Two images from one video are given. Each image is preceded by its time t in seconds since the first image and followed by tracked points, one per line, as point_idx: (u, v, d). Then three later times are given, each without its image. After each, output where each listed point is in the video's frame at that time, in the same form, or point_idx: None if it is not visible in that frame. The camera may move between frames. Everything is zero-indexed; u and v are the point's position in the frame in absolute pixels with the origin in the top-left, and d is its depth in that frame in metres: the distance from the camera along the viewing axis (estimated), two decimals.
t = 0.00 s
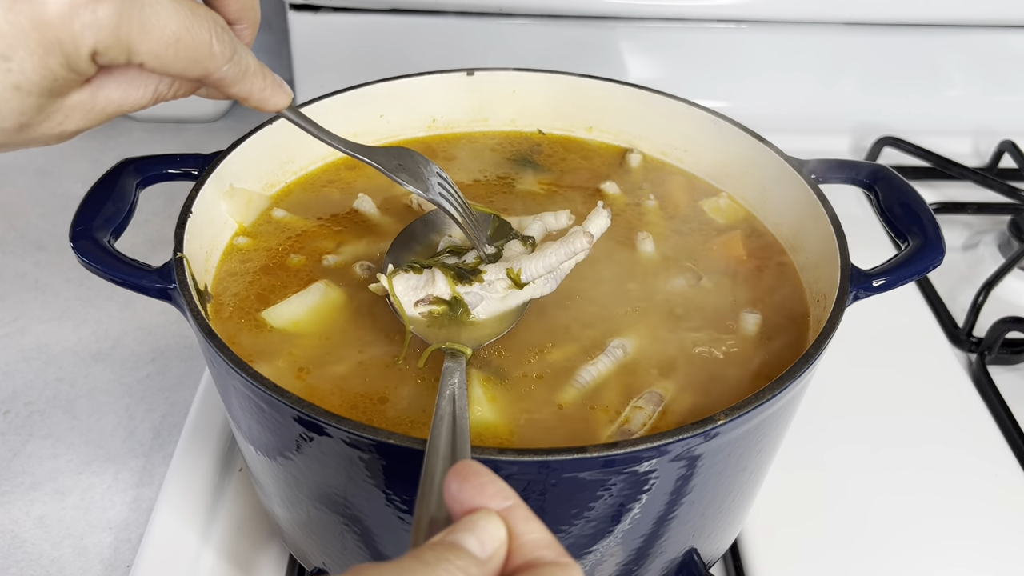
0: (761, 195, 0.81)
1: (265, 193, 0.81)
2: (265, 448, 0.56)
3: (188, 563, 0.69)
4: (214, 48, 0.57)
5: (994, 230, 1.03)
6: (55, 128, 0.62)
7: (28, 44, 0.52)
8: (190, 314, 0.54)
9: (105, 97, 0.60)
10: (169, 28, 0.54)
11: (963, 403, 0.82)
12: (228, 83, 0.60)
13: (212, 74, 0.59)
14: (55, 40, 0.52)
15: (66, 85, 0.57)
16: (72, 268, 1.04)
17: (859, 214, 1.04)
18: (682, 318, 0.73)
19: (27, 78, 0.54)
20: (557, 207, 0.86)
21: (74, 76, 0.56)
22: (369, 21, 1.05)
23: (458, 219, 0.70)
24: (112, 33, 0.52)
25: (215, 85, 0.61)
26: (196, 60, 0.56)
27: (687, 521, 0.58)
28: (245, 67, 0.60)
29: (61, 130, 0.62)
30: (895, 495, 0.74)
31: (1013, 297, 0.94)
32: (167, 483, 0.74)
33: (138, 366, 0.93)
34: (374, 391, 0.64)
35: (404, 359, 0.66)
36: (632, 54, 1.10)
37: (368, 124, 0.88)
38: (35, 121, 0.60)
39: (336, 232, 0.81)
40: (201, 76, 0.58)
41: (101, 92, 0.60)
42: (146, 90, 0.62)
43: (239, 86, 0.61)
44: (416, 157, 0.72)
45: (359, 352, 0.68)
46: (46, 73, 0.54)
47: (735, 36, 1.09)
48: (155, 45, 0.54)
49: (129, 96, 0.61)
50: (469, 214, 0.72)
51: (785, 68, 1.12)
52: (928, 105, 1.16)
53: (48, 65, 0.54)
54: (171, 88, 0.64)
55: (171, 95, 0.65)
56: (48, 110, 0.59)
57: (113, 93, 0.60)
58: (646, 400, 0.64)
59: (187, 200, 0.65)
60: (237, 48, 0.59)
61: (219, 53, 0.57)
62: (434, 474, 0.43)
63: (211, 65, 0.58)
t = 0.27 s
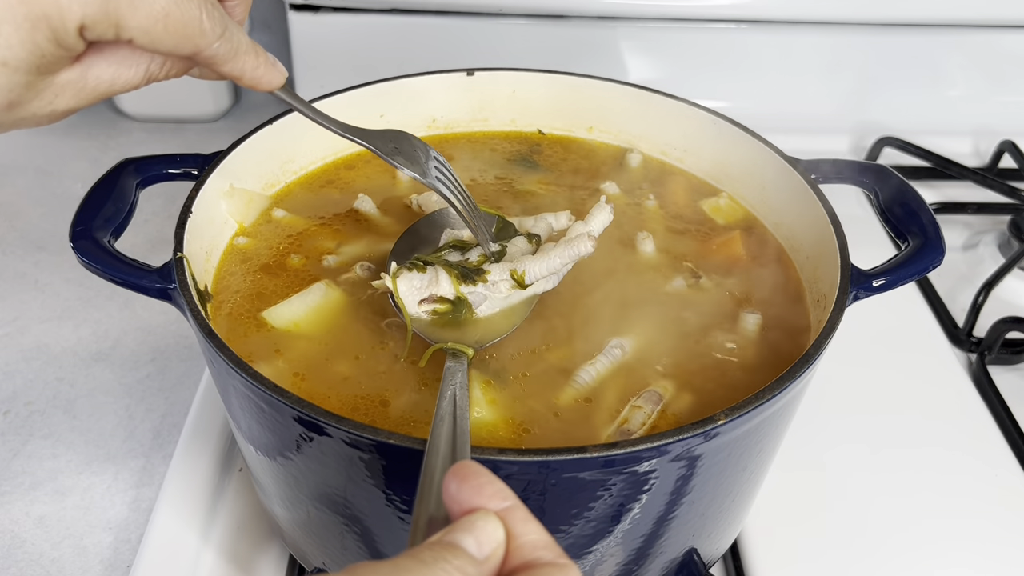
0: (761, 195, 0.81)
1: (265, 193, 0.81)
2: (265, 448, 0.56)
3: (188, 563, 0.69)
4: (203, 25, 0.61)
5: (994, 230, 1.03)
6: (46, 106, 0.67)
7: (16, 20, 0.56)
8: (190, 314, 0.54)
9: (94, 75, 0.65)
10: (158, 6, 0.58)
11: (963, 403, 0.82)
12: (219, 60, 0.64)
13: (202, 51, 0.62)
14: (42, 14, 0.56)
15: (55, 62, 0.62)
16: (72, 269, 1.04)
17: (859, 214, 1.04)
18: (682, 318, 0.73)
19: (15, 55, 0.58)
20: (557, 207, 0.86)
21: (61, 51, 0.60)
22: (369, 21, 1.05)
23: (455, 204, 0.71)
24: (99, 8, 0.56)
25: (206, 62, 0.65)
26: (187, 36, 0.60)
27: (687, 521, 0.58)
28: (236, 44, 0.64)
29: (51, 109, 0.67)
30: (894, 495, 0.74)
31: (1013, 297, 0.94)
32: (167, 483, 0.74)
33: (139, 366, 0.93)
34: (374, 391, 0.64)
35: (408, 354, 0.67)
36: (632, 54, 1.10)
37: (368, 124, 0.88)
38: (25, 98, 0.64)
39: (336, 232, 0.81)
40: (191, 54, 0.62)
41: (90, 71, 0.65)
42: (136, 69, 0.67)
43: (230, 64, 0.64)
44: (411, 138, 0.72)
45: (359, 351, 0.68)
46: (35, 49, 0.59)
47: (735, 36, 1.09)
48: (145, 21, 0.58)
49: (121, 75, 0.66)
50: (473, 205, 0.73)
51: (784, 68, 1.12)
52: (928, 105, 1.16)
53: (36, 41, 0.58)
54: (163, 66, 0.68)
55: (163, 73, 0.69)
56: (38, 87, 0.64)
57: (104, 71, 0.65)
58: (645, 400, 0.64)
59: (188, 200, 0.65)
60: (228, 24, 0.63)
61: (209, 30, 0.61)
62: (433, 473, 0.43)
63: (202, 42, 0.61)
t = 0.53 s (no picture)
0: (761, 195, 0.81)
1: (265, 193, 0.81)
2: (265, 448, 0.56)
3: (188, 563, 0.69)
4: None
5: (994, 230, 1.03)
6: (32, 79, 0.73)
7: None
8: (190, 314, 0.54)
9: (80, 45, 0.71)
10: None
11: (963, 403, 0.82)
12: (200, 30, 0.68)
13: (185, 20, 0.66)
14: None
15: (41, 30, 0.68)
16: (72, 269, 1.04)
17: (859, 213, 1.04)
18: (682, 318, 0.73)
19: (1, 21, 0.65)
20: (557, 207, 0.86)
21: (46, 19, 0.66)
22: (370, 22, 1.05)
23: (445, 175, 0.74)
24: None
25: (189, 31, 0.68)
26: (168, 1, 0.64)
27: (687, 521, 0.58)
28: (219, 15, 0.68)
29: (38, 82, 0.74)
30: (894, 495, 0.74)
31: (1013, 297, 0.94)
32: (167, 483, 0.74)
33: (139, 366, 0.93)
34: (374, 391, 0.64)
35: (409, 355, 0.67)
36: (632, 54, 1.10)
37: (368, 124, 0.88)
38: (13, 69, 0.71)
39: (336, 232, 0.81)
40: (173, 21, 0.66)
41: (77, 42, 0.71)
42: (122, 42, 0.72)
43: (211, 34, 0.68)
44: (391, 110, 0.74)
45: (359, 351, 0.68)
46: (20, 15, 0.65)
47: (735, 36, 1.09)
48: None
49: (106, 48, 0.72)
50: (459, 175, 0.77)
51: (784, 68, 1.12)
52: (928, 105, 1.16)
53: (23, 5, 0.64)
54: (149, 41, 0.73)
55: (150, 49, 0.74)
56: (25, 55, 0.70)
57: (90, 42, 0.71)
58: (646, 401, 0.64)
59: (187, 200, 0.65)
60: None
61: None
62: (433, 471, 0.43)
63: (185, 10, 0.66)
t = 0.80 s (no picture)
0: (761, 195, 0.81)
1: (265, 193, 0.81)
2: (265, 448, 0.56)
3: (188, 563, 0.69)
4: (180, 68, 0.60)
5: (994, 229, 1.03)
6: (25, 156, 0.67)
7: None
8: (190, 314, 0.54)
9: (75, 124, 0.65)
10: (135, 52, 0.57)
11: (963, 403, 0.82)
12: (194, 105, 0.63)
13: (180, 95, 0.61)
14: (21, 58, 0.55)
15: (34, 109, 0.62)
16: (72, 269, 1.04)
17: (859, 213, 1.04)
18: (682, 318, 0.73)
19: None
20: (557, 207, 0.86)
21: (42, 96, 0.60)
22: (369, 22, 1.05)
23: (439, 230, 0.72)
24: (78, 50, 0.56)
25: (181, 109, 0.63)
26: (163, 78, 0.59)
27: (687, 521, 0.58)
28: (212, 88, 0.63)
29: (32, 158, 0.67)
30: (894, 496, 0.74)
31: (1013, 297, 0.94)
32: (167, 482, 0.74)
33: (139, 366, 0.94)
34: (375, 392, 0.64)
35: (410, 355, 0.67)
36: (632, 54, 1.10)
37: (368, 124, 0.89)
38: (5, 145, 0.65)
39: (336, 232, 0.81)
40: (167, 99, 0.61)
41: (70, 121, 0.65)
42: (116, 119, 0.66)
43: (205, 107, 0.63)
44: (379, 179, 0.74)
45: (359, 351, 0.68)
46: (13, 92, 0.58)
47: (735, 36, 1.09)
48: (122, 63, 0.57)
49: (100, 124, 0.66)
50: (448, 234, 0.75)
51: (784, 68, 1.12)
52: (928, 105, 1.16)
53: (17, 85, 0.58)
54: (143, 115, 0.68)
55: (143, 125, 0.69)
56: (16, 134, 0.64)
57: (82, 120, 0.65)
58: (647, 402, 0.64)
59: (188, 200, 0.65)
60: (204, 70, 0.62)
61: (185, 73, 0.60)
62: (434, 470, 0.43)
63: (178, 84, 0.60)
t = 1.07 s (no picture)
0: (761, 195, 0.81)
1: (265, 193, 0.81)
2: (265, 448, 0.56)
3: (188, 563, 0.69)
4: (130, 10, 0.62)
5: (994, 230, 1.03)
6: None
7: None
8: (190, 314, 0.54)
9: (18, 83, 0.65)
10: None
11: (963, 403, 0.82)
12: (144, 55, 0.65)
13: (130, 40, 0.63)
14: None
15: None
16: (73, 268, 1.04)
17: (858, 213, 1.04)
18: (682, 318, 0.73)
19: None
20: (557, 206, 0.86)
21: None
22: (370, 22, 1.05)
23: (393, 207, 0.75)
24: None
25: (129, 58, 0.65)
26: (115, 20, 0.61)
27: (687, 521, 0.58)
28: (161, 38, 0.65)
29: None
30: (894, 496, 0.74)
31: (1013, 297, 0.94)
32: (167, 482, 0.74)
33: (139, 365, 0.94)
34: (375, 391, 0.64)
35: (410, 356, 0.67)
36: (632, 54, 1.10)
37: (368, 124, 0.89)
38: None
39: (336, 232, 0.81)
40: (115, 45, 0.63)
41: (13, 79, 0.65)
42: (61, 78, 0.66)
43: (156, 57, 0.65)
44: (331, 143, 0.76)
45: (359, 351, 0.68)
46: None
47: (735, 36, 1.09)
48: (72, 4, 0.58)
49: (45, 85, 0.66)
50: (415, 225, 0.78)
51: (784, 68, 1.12)
52: (928, 105, 1.16)
53: None
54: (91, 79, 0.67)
55: (90, 88, 0.68)
56: None
57: (28, 78, 0.65)
58: (648, 402, 0.64)
59: (188, 200, 0.65)
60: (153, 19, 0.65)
61: (135, 15, 0.62)
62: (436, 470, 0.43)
63: (129, 27, 0.62)
